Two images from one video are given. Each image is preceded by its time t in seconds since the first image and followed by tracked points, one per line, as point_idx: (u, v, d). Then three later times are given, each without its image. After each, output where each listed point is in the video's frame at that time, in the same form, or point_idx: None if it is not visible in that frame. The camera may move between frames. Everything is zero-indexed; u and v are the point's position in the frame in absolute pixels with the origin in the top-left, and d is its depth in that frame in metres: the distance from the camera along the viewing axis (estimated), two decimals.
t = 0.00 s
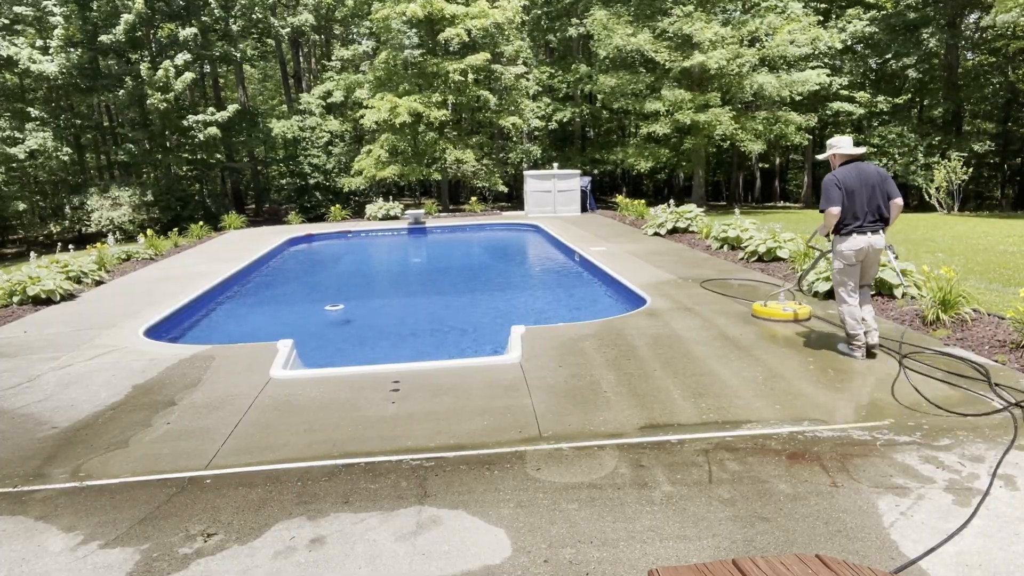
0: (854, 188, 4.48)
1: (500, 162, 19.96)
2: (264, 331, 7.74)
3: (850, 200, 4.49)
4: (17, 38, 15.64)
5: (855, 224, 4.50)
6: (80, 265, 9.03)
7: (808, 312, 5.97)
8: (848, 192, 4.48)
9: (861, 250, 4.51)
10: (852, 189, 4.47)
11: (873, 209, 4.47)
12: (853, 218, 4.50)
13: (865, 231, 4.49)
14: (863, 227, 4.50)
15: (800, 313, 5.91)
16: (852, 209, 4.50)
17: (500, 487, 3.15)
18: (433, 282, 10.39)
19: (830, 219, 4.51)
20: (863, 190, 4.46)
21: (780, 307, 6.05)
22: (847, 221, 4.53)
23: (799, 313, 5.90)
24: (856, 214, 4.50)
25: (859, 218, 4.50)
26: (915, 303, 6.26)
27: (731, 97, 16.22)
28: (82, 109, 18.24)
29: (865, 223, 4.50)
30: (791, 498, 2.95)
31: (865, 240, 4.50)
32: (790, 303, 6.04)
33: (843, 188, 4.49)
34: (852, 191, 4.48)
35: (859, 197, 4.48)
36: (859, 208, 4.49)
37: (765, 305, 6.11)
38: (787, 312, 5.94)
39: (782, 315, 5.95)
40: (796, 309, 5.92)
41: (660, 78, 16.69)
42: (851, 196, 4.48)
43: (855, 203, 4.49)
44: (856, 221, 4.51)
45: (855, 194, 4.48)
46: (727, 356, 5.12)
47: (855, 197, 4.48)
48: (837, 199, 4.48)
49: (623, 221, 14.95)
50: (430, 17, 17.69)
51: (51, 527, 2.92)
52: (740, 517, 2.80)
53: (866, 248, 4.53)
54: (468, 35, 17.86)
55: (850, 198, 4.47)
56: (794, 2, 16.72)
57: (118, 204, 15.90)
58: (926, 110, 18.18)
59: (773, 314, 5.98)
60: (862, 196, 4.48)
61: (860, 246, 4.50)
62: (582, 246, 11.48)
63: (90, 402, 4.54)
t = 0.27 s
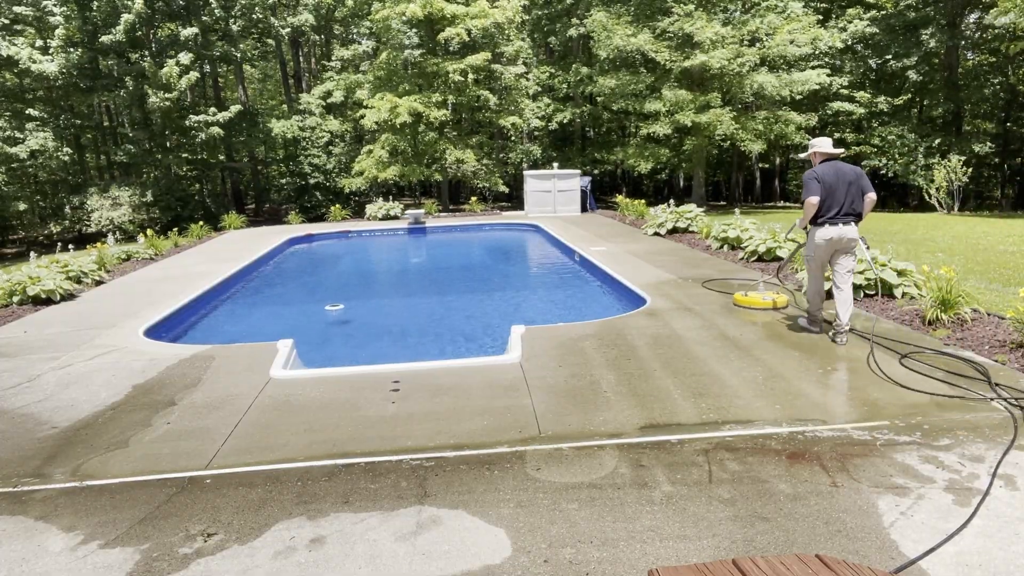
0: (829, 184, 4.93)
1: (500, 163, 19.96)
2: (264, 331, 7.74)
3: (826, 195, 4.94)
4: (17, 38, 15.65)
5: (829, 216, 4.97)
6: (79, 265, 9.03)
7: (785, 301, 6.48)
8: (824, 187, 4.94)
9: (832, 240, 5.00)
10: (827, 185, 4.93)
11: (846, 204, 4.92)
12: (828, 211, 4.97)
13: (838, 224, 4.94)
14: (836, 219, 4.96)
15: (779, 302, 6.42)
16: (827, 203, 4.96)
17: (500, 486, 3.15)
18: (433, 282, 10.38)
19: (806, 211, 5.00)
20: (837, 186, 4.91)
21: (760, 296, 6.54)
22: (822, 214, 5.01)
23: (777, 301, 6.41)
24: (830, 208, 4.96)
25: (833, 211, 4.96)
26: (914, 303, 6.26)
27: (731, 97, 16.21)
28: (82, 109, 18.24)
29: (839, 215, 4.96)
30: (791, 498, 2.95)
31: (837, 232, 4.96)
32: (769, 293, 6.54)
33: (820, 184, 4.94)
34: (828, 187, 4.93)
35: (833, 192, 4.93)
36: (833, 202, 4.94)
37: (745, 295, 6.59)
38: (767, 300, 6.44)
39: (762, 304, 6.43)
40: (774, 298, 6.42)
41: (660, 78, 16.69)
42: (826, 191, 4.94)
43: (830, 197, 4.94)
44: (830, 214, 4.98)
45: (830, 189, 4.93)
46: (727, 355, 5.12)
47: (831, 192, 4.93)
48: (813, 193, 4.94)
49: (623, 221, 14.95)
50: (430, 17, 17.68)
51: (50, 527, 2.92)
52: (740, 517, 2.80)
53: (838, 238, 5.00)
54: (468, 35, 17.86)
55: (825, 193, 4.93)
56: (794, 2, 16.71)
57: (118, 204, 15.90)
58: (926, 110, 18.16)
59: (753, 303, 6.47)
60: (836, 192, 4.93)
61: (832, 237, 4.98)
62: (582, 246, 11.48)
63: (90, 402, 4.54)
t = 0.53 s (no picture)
0: (797, 179, 5.38)
1: (500, 163, 19.96)
2: (264, 331, 7.74)
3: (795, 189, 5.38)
4: (17, 38, 15.64)
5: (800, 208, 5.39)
6: (79, 265, 9.03)
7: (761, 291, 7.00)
8: (792, 183, 5.38)
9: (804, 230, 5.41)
10: (795, 180, 5.38)
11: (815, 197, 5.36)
12: (798, 204, 5.39)
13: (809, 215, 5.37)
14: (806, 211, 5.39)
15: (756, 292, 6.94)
16: (796, 197, 5.40)
17: (500, 487, 3.15)
18: (433, 282, 10.38)
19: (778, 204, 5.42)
20: (805, 181, 5.35)
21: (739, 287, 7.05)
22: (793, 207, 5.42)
23: (755, 291, 6.92)
24: (801, 200, 5.39)
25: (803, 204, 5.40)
26: (914, 303, 6.26)
27: (731, 97, 16.21)
28: (82, 109, 18.23)
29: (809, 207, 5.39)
30: (791, 498, 2.95)
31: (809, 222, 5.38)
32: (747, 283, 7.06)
33: (788, 180, 5.39)
34: (795, 182, 5.38)
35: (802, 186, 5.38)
36: (803, 195, 5.38)
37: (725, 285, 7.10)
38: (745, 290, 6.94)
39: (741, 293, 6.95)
40: (752, 288, 6.94)
41: (660, 78, 16.69)
42: (795, 186, 5.38)
43: (799, 191, 5.38)
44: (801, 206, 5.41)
45: (798, 184, 5.38)
46: (727, 355, 5.12)
47: (799, 186, 5.38)
48: (784, 189, 5.38)
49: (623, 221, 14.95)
50: (430, 17, 17.67)
51: (50, 527, 2.92)
52: (740, 517, 2.80)
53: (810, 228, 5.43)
54: (468, 35, 17.86)
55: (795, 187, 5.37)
56: (794, 2, 16.70)
57: (118, 204, 15.89)
58: (926, 110, 18.17)
59: (733, 293, 6.97)
60: (804, 186, 5.37)
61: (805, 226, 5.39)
62: (582, 246, 11.48)
63: (90, 402, 4.53)
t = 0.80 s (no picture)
0: (803, 180, 5.34)
1: (500, 163, 19.97)
2: (265, 331, 7.74)
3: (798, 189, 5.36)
4: (17, 38, 15.64)
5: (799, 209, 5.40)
6: (79, 265, 9.03)
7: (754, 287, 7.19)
8: (796, 183, 5.35)
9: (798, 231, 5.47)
10: (800, 180, 5.33)
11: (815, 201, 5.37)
12: (799, 205, 5.40)
13: (806, 218, 5.40)
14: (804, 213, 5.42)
15: (751, 289, 7.09)
16: (797, 198, 5.39)
17: (500, 487, 3.15)
18: (433, 282, 10.38)
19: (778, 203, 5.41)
20: (809, 184, 5.31)
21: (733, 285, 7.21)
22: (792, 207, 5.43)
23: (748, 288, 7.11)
24: (801, 202, 5.40)
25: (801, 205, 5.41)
26: (914, 303, 6.26)
27: (731, 98, 16.22)
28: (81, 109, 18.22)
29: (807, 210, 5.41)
30: (791, 498, 2.95)
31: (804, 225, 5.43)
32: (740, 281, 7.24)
33: (794, 178, 5.33)
34: (800, 183, 5.34)
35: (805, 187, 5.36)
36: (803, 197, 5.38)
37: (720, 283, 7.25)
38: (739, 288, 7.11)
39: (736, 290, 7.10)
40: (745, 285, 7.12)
41: (660, 78, 16.70)
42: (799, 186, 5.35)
43: (802, 192, 5.36)
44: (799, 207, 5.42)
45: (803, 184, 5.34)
46: (727, 355, 5.12)
47: (804, 187, 5.35)
48: (787, 188, 5.34)
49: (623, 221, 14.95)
50: (430, 18, 17.68)
51: (50, 527, 2.92)
52: (741, 517, 2.80)
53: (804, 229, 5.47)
54: (467, 35, 17.87)
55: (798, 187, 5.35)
56: (794, 2, 16.70)
57: (118, 204, 15.88)
58: (926, 110, 18.18)
59: (727, 290, 7.12)
60: (808, 188, 5.35)
61: (800, 228, 5.43)
62: (582, 246, 11.48)
63: (90, 402, 4.54)
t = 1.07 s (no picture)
0: (817, 187, 4.82)
1: (500, 163, 19.97)
2: (265, 331, 7.74)
3: (812, 198, 4.84)
4: (17, 38, 15.64)
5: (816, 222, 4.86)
6: (79, 265, 9.03)
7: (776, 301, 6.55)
8: (810, 192, 4.83)
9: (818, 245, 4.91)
10: (814, 189, 4.81)
11: (834, 210, 4.82)
12: (816, 216, 4.85)
13: (826, 230, 4.84)
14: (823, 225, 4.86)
15: (770, 301, 6.50)
16: (814, 208, 4.85)
17: (500, 487, 3.15)
18: (433, 282, 10.38)
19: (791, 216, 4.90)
20: (825, 192, 4.78)
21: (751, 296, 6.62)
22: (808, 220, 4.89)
23: (768, 301, 6.50)
24: (819, 212, 4.84)
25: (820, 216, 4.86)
26: (914, 303, 6.26)
27: (731, 97, 16.23)
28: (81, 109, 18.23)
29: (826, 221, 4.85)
30: (791, 498, 2.95)
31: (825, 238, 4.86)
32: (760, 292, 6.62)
33: (807, 187, 4.82)
34: (814, 192, 4.82)
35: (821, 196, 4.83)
36: (821, 207, 4.83)
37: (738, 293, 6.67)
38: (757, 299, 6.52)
39: (753, 302, 6.53)
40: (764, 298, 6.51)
41: (660, 78, 16.70)
42: (814, 195, 4.82)
43: (819, 202, 4.82)
44: (816, 218, 4.88)
45: (817, 193, 4.82)
46: (727, 356, 5.11)
47: (819, 196, 4.82)
48: (800, 199, 4.83)
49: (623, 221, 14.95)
50: (430, 17, 17.70)
51: (50, 527, 2.92)
52: (741, 517, 2.80)
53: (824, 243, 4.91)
54: (467, 35, 17.88)
55: (812, 197, 4.83)
56: (794, 2, 16.71)
57: (118, 204, 15.88)
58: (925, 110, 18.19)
59: (744, 302, 6.55)
60: (825, 197, 4.82)
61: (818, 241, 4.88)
62: (582, 246, 11.48)
63: (90, 402, 4.53)
